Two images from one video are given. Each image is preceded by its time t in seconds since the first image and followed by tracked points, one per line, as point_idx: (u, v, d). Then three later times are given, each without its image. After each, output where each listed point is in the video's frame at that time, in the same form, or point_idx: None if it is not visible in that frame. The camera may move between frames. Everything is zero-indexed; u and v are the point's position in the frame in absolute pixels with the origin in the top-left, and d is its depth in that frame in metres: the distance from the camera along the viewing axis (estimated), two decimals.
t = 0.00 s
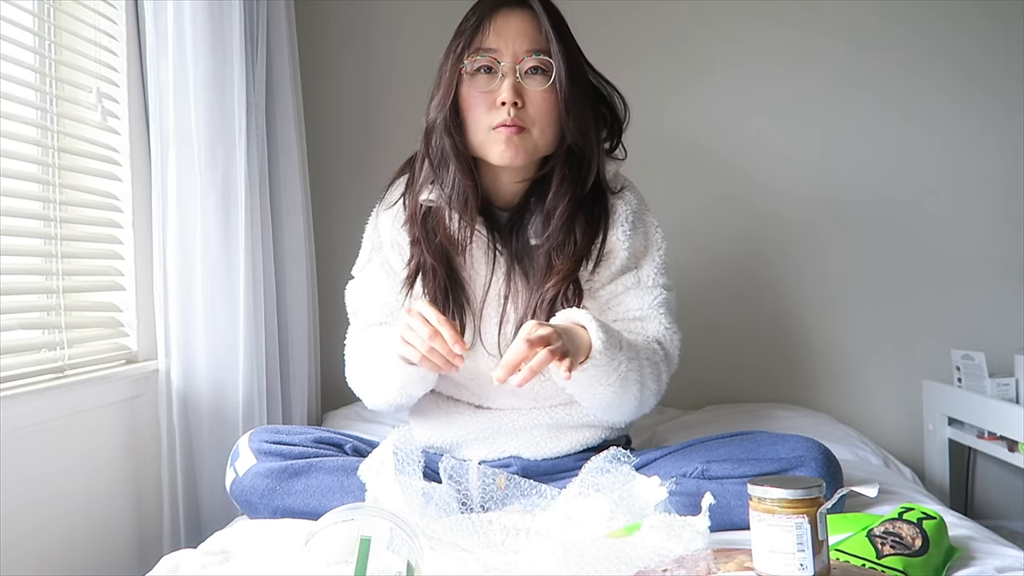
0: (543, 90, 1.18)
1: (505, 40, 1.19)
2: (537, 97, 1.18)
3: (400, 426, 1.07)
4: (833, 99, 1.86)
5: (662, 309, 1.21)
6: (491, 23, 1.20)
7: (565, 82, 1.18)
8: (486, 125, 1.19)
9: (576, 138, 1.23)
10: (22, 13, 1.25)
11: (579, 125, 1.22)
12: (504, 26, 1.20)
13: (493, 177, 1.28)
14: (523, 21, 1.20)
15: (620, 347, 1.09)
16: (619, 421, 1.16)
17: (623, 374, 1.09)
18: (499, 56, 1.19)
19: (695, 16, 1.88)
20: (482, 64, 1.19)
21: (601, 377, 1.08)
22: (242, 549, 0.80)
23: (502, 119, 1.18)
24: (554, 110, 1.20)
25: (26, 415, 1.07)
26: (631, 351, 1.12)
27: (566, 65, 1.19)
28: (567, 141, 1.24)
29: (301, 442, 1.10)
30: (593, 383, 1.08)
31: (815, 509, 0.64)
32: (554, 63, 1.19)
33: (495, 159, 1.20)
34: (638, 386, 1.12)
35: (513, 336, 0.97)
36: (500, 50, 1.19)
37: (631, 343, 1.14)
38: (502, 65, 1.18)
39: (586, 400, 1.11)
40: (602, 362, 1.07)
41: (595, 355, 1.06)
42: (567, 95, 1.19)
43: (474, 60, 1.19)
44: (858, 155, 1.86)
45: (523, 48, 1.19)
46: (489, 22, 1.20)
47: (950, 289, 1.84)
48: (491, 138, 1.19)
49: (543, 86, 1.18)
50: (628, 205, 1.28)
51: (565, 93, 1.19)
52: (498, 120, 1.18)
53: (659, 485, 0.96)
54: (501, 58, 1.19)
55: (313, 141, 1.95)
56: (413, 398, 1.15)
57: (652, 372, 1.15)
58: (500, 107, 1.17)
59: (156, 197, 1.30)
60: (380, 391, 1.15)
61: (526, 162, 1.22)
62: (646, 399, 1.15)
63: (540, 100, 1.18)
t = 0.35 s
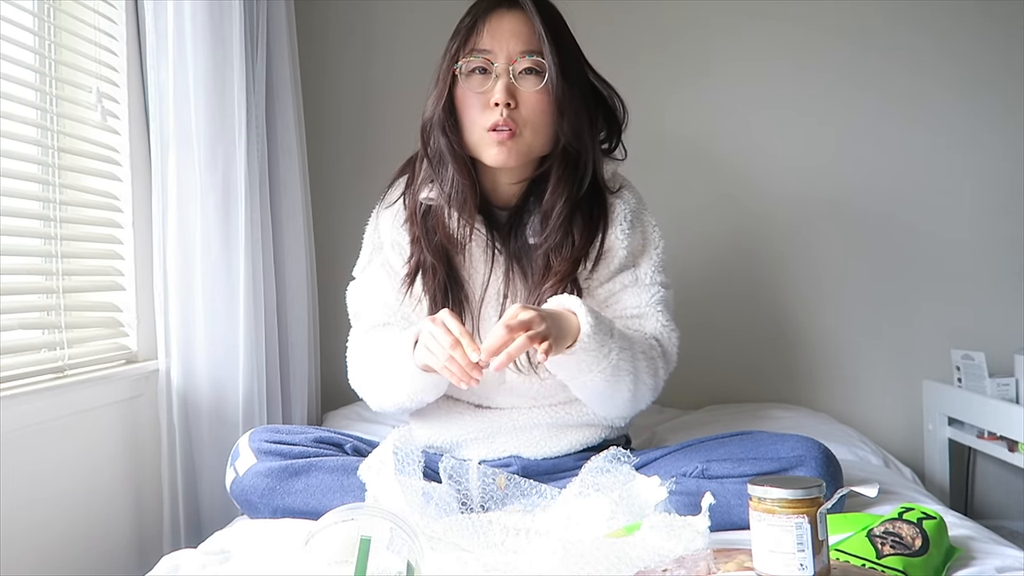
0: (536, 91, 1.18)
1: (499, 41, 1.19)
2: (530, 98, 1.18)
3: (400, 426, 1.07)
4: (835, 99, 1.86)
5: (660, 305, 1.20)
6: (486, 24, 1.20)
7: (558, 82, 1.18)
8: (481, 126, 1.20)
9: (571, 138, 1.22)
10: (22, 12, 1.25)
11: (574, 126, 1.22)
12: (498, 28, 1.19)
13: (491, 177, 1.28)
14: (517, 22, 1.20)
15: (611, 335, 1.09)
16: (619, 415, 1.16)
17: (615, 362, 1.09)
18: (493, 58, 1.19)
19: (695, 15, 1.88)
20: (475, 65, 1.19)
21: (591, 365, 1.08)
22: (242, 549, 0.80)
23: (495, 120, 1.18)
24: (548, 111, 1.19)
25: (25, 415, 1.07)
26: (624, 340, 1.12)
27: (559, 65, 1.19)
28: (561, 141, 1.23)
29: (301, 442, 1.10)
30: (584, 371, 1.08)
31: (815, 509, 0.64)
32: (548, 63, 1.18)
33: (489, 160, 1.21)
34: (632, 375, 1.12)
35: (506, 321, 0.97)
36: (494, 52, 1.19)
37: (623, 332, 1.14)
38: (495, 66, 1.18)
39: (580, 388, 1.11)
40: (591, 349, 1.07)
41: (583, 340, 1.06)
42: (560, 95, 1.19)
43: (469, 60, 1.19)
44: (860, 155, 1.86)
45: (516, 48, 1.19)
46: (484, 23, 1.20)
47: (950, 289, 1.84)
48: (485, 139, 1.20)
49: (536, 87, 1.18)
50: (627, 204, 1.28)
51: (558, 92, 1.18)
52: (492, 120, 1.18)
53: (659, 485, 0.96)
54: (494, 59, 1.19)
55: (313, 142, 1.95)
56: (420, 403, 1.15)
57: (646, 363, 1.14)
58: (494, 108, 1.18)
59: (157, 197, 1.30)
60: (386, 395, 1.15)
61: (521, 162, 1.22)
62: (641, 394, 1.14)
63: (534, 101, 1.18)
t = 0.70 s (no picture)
0: (524, 79, 1.18)
1: (495, 27, 1.21)
2: (518, 86, 1.18)
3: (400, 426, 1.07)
4: (836, 98, 1.86)
5: (661, 302, 1.21)
6: (484, 15, 1.22)
7: (548, 71, 1.17)
8: (469, 111, 1.20)
9: (561, 132, 1.21)
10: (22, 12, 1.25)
11: (564, 119, 1.21)
12: (495, 17, 1.21)
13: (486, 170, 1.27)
14: (514, 13, 1.21)
15: (618, 333, 1.10)
16: (624, 413, 1.16)
17: (620, 360, 1.09)
18: (486, 45, 1.20)
19: (695, 15, 1.88)
20: (468, 51, 1.19)
21: (597, 362, 1.08)
22: (242, 549, 0.80)
23: (481, 106, 1.18)
24: (536, 100, 1.19)
25: (26, 415, 1.07)
26: (629, 338, 1.12)
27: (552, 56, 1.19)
28: (552, 132, 1.22)
29: (301, 442, 1.10)
30: (589, 367, 1.09)
31: (815, 509, 0.64)
32: (539, 53, 1.18)
33: (476, 147, 1.20)
34: (636, 373, 1.12)
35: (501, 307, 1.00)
36: (489, 39, 1.20)
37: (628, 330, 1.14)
38: (485, 52, 1.18)
39: (584, 386, 1.11)
40: (597, 346, 1.07)
41: (589, 338, 1.06)
42: (550, 85, 1.18)
43: (463, 46, 1.19)
44: (860, 155, 1.86)
45: (510, 37, 1.20)
46: (482, 13, 1.23)
47: (950, 288, 1.84)
48: (472, 125, 1.20)
49: (526, 75, 1.18)
50: (628, 203, 1.28)
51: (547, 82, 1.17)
52: (478, 107, 1.18)
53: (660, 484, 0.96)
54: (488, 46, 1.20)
55: (312, 142, 1.95)
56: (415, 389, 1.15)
57: (651, 360, 1.15)
58: (481, 94, 1.18)
59: (157, 197, 1.30)
60: (383, 387, 1.15)
61: (508, 152, 1.21)
62: (646, 392, 1.15)
63: (521, 89, 1.18)
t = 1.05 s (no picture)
0: (530, 84, 1.18)
1: (502, 32, 1.20)
2: (524, 90, 1.18)
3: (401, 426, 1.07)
4: (836, 98, 1.86)
5: (672, 306, 1.21)
6: (492, 18, 1.22)
7: (554, 77, 1.18)
8: (475, 115, 1.20)
9: (568, 137, 1.21)
10: (22, 12, 1.25)
11: (570, 124, 1.20)
12: (502, 21, 1.21)
13: (492, 174, 1.28)
14: (522, 16, 1.21)
15: (633, 324, 1.11)
16: (634, 408, 1.17)
17: (636, 350, 1.10)
18: (493, 48, 1.20)
19: (695, 15, 1.88)
20: (476, 54, 1.20)
21: (612, 350, 1.09)
22: (242, 549, 0.80)
23: (487, 110, 1.18)
24: (541, 105, 1.19)
25: (26, 415, 1.07)
26: (644, 330, 1.14)
27: (559, 61, 1.19)
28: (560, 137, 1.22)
29: (302, 441, 1.10)
30: (604, 356, 1.09)
31: (815, 509, 0.64)
32: (547, 58, 1.18)
33: (482, 150, 1.21)
34: (650, 367, 1.14)
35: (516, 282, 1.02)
36: (496, 43, 1.20)
37: (642, 322, 1.16)
38: (493, 56, 1.19)
39: (596, 377, 1.13)
40: (612, 335, 1.07)
41: (605, 323, 1.06)
42: (556, 91, 1.18)
43: (471, 50, 1.20)
44: (861, 155, 1.86)
45: (517, 40, 1.19)
46: (490, 17, 1.23)
47: (950, 288, 1.84)
48: (478, 129, 1.20)
49: (532, 80, 1.18)
50: (634, 206, 1.28)
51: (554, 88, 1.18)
52: (483, 110, 1.18)
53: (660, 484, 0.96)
54: (495, 50, 1.20)
55: (312, 142, 1.95)
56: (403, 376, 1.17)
57: (664, 355, 1.17)
58: (487, 98, 1.18)
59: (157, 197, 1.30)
60: (371, 377, 1.17)
61: (513, 155, 1.21)
62: (658, 388, 1.17)
63: (527, 94, 1.18)
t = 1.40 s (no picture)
0: (533, 84, 1.17)
1: (504, 32, 1.21)
2: (526, 90, 1.17)
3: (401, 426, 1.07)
4: (836, 98, 1.86)
5: (679, 308, 1.24)
6: (494, 19, 1.23)
7: (556, 78, 1.17)
8: (478, 115, 1.19)
9: (573, 138, 1.20)
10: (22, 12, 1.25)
11: (574, 125, 1.20)
12: (504, 21, 1.22)
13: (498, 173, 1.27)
14: (524, 16, 1.21)
15: (645, 325, 1.12)
16: (640, 406, 1.19)
17: (648, 351, 1.11)
18: (497, 49, 1.20)
19: (695, 15, 1.88)
20: (479, 55, 1.20)
21: (626, 351, 1.09)
22: (242, 549, 0.80)
23: (489, 110, 1.17)
24: (544, 105, 1.18)
25: (25, 415, 1.07)
26: (655, 332, 1.14)
27: (560, 62, 1.18)
28: (561, 138, 1.21)
29: (302, 441, 1.10)
30: (617, 356, 1.09)
31: (815, 509, 0.64)
32: (550, 58, 1.18)
33: (485, 151, 1.20)
34: (659, 368, 1.14)
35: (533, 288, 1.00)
36: (500, 43, 1.20)
37: (653, 323, 1.17)
38: (496, 57, 1.18)
39: (604, 377, 1.13)
40: (627, 336, 1.07)
41: (619, 325, 1.06)
42: (557, 93, 1.17)
43: (474, 50, 1.20)
44: (860, 156, 1.86)
45: (519, 40, 1.19)
46: (493, 17, 1.23)
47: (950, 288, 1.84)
48: (481, 129, 1.19)
49: (533, 80, 1.17)
50: (643, 208, 1.30)
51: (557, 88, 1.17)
52: (486, 110, 1.17)
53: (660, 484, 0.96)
54: (498, 50, 1.20)
55: (312, 142, 1.95)
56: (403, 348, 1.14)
57: (673, 356, 1.18)
58: (489, 98, 1.17)
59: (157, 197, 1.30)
60: (372, 345, 1.16)
61: (518, 155, 1.21)
62: (666, 388, 1.19)
63: (530, 94, 1.17)
